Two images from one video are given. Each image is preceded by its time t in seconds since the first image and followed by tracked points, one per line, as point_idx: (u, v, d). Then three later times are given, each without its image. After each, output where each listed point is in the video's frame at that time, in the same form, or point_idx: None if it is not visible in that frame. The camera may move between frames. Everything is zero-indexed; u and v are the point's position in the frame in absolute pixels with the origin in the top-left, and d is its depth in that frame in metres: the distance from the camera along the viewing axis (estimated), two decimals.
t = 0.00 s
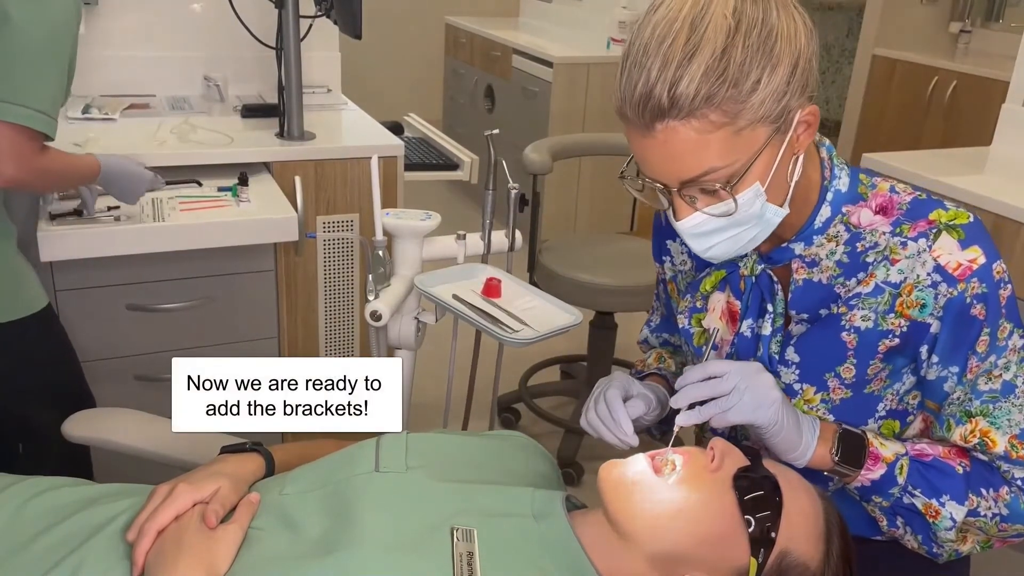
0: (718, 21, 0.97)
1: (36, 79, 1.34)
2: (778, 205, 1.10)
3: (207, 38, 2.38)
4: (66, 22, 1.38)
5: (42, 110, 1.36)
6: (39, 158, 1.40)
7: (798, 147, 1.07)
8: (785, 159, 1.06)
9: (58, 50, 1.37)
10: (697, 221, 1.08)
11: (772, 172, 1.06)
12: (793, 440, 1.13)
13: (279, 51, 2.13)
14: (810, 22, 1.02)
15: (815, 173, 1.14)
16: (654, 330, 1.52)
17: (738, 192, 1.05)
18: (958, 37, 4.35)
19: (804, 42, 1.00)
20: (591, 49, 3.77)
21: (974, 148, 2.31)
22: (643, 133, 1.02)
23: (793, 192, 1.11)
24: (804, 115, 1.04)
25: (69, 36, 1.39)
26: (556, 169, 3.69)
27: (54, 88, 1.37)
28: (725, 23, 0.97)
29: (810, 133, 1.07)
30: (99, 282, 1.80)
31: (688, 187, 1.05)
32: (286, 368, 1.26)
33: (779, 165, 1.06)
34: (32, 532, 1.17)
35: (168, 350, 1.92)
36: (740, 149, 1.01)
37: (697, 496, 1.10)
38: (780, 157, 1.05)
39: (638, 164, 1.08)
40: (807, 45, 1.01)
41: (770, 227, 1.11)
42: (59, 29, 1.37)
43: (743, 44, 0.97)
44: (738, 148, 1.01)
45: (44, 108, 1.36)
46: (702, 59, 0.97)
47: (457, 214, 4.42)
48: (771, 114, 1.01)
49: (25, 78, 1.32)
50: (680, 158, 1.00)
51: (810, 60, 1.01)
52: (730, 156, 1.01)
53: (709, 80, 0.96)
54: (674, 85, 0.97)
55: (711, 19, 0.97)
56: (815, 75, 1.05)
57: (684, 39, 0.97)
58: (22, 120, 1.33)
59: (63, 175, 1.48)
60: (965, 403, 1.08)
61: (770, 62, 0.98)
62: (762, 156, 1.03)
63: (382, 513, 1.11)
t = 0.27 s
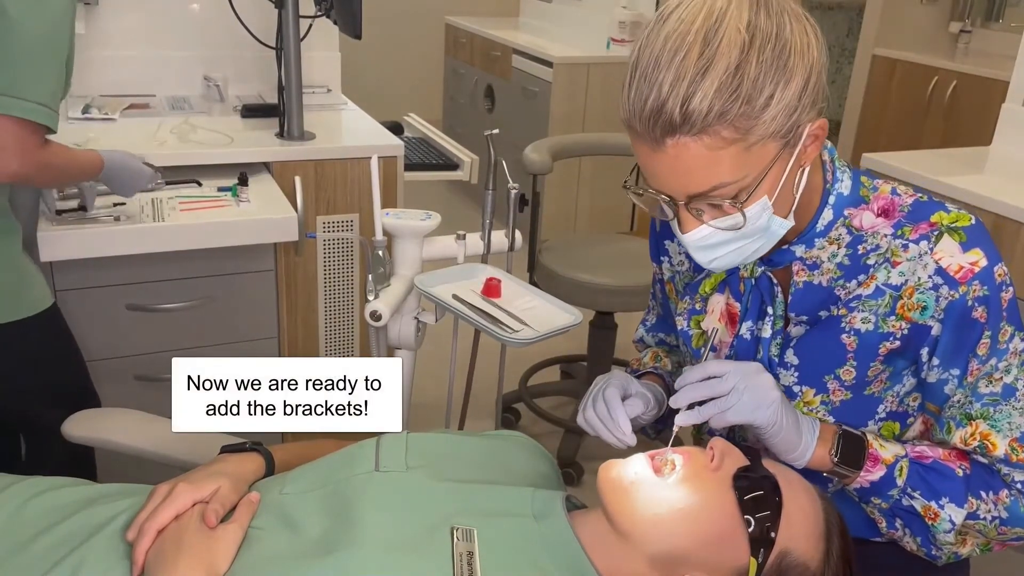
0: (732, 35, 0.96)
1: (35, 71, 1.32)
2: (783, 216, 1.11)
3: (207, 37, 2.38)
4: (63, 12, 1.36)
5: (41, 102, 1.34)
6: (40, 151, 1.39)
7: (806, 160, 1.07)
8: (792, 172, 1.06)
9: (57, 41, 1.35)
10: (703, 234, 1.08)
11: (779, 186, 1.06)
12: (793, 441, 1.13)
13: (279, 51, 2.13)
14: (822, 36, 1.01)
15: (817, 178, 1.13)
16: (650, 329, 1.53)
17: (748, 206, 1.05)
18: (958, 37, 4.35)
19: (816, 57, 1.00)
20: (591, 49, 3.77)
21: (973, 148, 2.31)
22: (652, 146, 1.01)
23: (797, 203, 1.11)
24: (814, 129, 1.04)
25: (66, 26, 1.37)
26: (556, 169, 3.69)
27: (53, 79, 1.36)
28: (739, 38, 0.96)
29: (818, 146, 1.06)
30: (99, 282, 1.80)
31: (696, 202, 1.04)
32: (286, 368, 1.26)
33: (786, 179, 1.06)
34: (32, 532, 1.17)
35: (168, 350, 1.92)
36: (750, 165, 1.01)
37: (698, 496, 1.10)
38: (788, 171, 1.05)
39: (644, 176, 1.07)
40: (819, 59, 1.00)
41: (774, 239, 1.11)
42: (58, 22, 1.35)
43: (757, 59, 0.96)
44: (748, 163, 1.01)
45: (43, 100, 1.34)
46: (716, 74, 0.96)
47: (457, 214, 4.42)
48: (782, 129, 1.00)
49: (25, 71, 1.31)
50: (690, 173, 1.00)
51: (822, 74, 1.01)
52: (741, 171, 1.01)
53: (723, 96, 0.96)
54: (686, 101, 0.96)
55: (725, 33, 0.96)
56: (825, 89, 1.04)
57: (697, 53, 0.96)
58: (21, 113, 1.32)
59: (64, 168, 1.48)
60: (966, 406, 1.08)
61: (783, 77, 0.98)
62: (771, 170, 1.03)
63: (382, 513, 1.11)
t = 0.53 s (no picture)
0: (728, 42, 0.96)
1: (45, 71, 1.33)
2: (778, 222, 1.11)
3: (207, 37, 2.38)
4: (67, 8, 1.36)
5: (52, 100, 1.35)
6: (53, 146, 1.39)
7: (802, 165, 1.07)
8: (788, 177, 1.06)
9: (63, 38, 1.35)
10: (698, 240, 1.07)
11: (775, 192, 1.06)
12: (793, 441, 1.13)
13: (279, 51, 2.13)
14: (818, 42, 1.01)
15: (816, 181, 1.13)
16: (650, 328, 1.53)
17: (743, 212, 1.05)
18: (958, 37, 4.35)
19: (813, 63, 1.00)
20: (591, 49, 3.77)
21: (974, 147, 2.31)
22: (647, 153, 1.02)
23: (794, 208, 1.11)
24: (810, 135, 1.04)
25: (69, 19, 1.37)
26: (556, 169, 3.69)
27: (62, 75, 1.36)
28: (735, 44, 0.96)
29: (814, 151, 1.06)
30: (99, 283, 1.80)
31: (691, 208, 1.04)
32: (286, 368, 1.26)
33: (782, 185, 1.06)
34: (32, 532, 1.17)
35: (168, 350, 1.92)
36: (745, 171, 1.01)
37: (697, 496, 1.10)
38: (784, 177, 1.05)
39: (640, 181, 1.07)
40: (815, 65, 1.00)
41: (770, 244, 1.11)
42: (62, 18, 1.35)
43: (753, 67, 0.96)
44: (743, 170, 1.01)
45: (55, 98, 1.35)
46: (710, 82, 0.96)
47: (457, 214, 4.42)
48: (777, 135, 1.00)
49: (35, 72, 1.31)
50: (684, 180, 1.00)
51: (818, 80, 1.01)
52: (735, 178, 1.01)
53: (718, 103, 0.96)
54: (681, 107, 0.96)
55: (720, 40, 0.96)
56: (822, 94, 1.04)
57: (692, 60, 0.96)
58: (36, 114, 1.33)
59: (72, 163, 1.48)
60: (966, 408, 1.08)
61: (778, 84, 0.98)
62: (767, 176, 1.03)
63: (382, 513, 1.11)
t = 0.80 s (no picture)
0: (727, 46, 0.96)
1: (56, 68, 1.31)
2: (778, 226, 1.11)
3: (207, 37, 2.38)
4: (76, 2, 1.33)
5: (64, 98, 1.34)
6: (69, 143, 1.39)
7: (802, 168, 1.07)
8: (788, 180, 1.06)
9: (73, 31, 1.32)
10: (698, 243, 1.08)
11: (775, 196, 1.06)
12: (793, 441, 1.13)
13: (278, 51, 2.13)
14: (818, 45, 1.01)
15: (817, 183, 1.13)
16: (650, 326, 1.53)
17: (743, 215, 1.04)
18: (958, 37, 4.35)
19: (812, 66, 1.00)
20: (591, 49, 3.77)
21: (974, 147, 2.31)
22: (646, 156, 1.02)
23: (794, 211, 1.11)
24: (810, 137, 1.04)
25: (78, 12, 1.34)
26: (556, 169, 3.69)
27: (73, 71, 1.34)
28: (734, 48, 0.96)
29: (814, 154, 1.06)
30: (99, 282, 1.80)
31: (690, 211, 1.04)
32: (286, 368, 1.26)
33: (782, 188, 1.06)
34: (32, 533, 1.17)
35: (168, 350, 1.92)
36: (744, 175, 1.01)
37: (697, 497, 1.10)
38: (784, 180, 1.05)
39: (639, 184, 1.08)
40: (815, 67, 1.00)
41: (770, 247, 1.11)
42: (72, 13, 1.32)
43: (752, 71, 0.96)
44: (742, 174, 1.01)
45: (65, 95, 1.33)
46: (709, 86, 0.96)
47: (457, 214, 4.42)
48: (776, 139, 1.00)
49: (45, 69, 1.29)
50: (684, 184, 1.00)
51: (818, 83, 1.01)
52: (735, 182, 1.01)
53: (717, 107, 0.96)
54: (680, 112, 0.96)
55: (719, 44, 0.96)
56: (822, 97, 1.04)
57: (691, 64, 0.96)
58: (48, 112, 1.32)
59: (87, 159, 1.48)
60: (967, 411, 1.08)
61: (778, 88, 0.97)
62: (767, 180, 1.03)
63: (382, 514, 1.11)
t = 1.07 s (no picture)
0: (744, 46, 0.96)
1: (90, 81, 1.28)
2: (789, 226, 1.10)
3: (207, 38, 2.38)
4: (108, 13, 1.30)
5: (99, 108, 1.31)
6: (117, 157, 1.39)
7: (813, 170, 1.07)
8: (799, 182, 1.06)
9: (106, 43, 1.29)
10: (709, 243, 1.08)
11: (785, 197, 1.06)
12: (794, 440, 1.13)
13: (278, 51, 2.13)
14: (834, 47, 1.01)
15: (825, 184, 1.12)
16: (655, 324, 1.52)
17: (755, 215, 1.04)
18: (957, 37, 4.35)
19: (828, 68, 1.00)
20: (591, 49, 3.77)
21: (974, 147, 2.31)
22: (659, 156, 1.02)
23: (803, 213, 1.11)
24: (822, 140, 1.04)
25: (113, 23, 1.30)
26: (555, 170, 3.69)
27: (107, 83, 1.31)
28: (751, 49, 0.96)
29: (826, 156, 1.06)
30: (99, 283, 1.80)
31: (701, 211, 1.04)
32: (287, 368, 1.26)
33: (793, 190, 1.06)
34: (31, 533, 1.17)
35: (168, 350, 1.92)
36: (757, 176, 1.01)
37: (697, 497, 1.10)
38: (795, 182, 1.05)
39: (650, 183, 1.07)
40: (830, 70, 1.00)
41: (779, 248, 1.11)
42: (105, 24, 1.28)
43: (768, 72, 0.96)
44: (755, 175, 1.01)
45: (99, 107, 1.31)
46: (726, 86, 0.96)
47: (456, 214, 4.42)
48: (790, 141, 1.00)
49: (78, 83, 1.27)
50: (697, 183, 1.00)
51: (833, 86, 1.01)
52: (747, 182, 1.01)
53: (733, 108, 0.96)
54: (696, 112, 0.96)
55: (736, 44, 0.96)
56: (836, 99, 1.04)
57: (707, 64, 0.96)
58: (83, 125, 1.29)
59: (144, 177, 1.48)
60: (968, 414, 1.08)
61: (794, 89, 0.97)
62: (779, 181, 1.03)
63: (382, 515, 1.11)
